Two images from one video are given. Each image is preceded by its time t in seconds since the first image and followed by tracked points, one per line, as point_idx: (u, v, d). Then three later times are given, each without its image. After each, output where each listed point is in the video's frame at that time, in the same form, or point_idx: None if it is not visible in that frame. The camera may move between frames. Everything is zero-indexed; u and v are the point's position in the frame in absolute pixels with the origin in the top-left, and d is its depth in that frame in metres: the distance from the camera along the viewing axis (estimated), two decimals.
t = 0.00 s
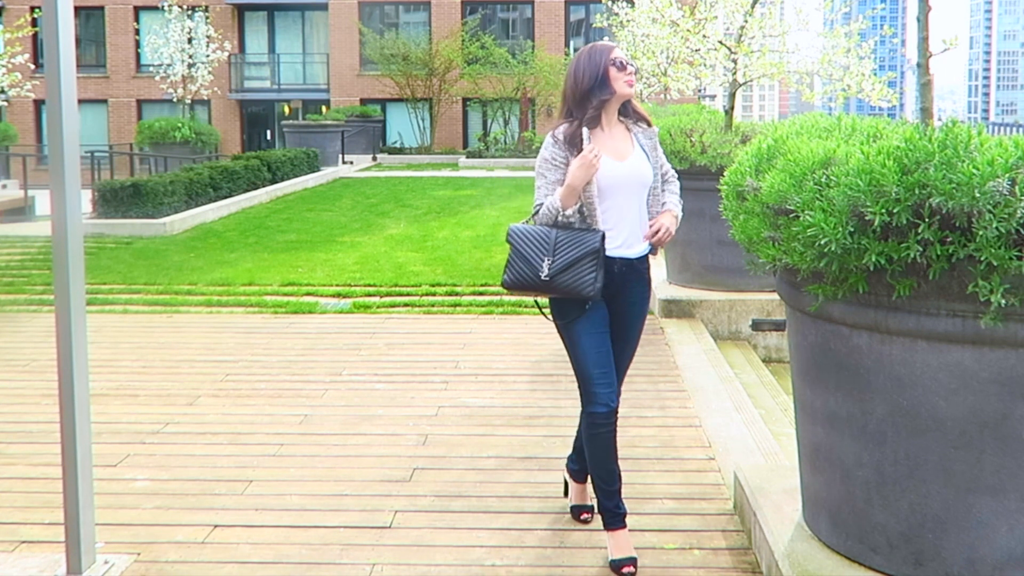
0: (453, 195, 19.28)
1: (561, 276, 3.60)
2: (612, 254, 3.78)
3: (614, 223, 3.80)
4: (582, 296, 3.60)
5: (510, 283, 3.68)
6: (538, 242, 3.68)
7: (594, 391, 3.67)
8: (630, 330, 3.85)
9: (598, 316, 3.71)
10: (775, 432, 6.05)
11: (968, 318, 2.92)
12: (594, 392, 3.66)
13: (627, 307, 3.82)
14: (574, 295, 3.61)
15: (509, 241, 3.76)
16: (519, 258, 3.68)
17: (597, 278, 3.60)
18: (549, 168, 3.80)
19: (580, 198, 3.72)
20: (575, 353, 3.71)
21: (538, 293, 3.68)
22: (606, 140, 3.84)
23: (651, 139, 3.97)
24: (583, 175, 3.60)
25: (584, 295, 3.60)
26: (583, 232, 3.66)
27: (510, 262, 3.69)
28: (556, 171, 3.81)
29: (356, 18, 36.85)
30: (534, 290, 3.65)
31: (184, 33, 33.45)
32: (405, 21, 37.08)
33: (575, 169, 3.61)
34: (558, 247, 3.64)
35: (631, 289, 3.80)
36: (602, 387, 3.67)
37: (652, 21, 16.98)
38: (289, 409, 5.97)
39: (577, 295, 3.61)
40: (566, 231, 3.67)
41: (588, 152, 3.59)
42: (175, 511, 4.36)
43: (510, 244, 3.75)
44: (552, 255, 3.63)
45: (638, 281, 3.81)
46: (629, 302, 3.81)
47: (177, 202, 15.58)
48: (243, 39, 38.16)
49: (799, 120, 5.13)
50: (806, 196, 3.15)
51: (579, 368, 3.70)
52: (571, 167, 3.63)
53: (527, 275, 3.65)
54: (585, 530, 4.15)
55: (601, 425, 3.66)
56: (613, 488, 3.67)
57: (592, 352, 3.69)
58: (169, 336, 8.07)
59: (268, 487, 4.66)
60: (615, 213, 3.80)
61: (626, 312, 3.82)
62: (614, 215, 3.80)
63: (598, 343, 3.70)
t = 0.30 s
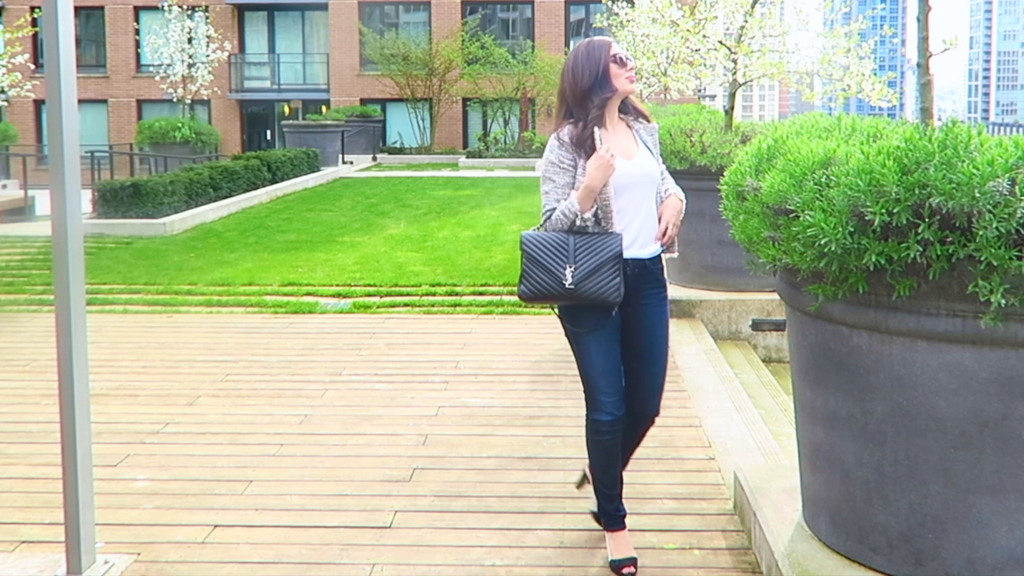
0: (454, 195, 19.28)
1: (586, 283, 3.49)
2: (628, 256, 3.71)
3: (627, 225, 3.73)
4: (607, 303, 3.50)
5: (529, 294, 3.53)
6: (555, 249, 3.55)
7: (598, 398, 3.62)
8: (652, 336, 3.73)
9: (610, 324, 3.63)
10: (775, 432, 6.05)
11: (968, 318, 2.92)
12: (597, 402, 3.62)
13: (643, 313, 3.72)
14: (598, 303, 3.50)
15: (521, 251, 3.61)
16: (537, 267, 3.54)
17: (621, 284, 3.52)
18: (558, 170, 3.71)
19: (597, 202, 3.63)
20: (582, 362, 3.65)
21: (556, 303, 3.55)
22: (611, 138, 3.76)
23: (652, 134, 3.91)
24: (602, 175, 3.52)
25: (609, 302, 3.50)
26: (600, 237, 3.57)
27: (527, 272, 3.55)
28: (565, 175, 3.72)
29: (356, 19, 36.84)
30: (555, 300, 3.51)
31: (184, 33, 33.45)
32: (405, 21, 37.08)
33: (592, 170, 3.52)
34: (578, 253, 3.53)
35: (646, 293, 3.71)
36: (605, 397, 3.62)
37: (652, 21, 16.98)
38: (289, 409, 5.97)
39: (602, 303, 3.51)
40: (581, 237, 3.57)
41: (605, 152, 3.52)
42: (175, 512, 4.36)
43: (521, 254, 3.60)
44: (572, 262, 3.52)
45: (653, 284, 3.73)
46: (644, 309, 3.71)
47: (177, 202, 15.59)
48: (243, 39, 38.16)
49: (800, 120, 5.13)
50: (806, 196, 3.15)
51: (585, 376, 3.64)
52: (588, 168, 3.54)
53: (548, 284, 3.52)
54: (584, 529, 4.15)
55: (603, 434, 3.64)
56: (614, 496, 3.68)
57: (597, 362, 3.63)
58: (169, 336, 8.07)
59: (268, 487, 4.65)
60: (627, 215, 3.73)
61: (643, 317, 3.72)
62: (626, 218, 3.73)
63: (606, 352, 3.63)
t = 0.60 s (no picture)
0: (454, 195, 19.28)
1: (585, 288, 3.43)
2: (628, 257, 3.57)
3: (628, 228, 3.60)
4: (607, 309, 3.43)
5: (528, 299, 3.48)
6: (555, 254, 3.48)
7: (593, 399, 3.57)
8: (652, 333, 3.56)
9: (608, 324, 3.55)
10: (775, 432, 6.05)
11: (968, 318, 2.92)
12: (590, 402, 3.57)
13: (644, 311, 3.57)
14: (598, 308, 3.44)
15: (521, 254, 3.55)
16: (536, 272, 3.48)
17: (621, 289, 3.43)
18: (558, 173, 3.62)
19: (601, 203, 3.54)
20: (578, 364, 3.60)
21: (556, 308, 3.49)
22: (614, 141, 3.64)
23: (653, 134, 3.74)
24: (605, 179, 3.43)
25: (609, 307, 3.43)
26: (602, 241, 3.49)
27: (527, 276, 3.49)
28: (565, 177, 3.62)
29: (356, 19, 36.84)
30: (554, 305, 3.46)
31: (184, 33, 33.45)
32: (405, 21, 37.08)
33: (594, 173, 3.43)
34: (578, 258, 3.46)
35: (647, 291, 3.58)
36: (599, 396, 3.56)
37: (652, 22, 16.98)
38: (289, 409, 5.97)
39: (601, 308, 3.44)
40: (583, 240, 3.50)
41: (608, 157, 3.42)
42: (175, 512, 4.36)
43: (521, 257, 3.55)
44: (572, 267, 3.45)
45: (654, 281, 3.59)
46: (644, 306, 3.58)
47: (177, 202, 15.59)
48: (243, 39, 38.17)
49: (800, 120, 5.14)
50: (806, 196, 3.14)
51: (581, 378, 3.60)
52: (591, 171, 3.45)
53: (547, 289, 3.46)
54: (584, 529, 4.15)
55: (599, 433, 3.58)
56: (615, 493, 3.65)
57: (591, 362, 3.56)
58: (169, 336, 8.07)
59: (268, 487, 4.66)
60: (627, 216, 3.61)
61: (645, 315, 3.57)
62: (626, 219, 3.61)
63: (601, 353, 3.56)
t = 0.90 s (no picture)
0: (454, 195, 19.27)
1: (569, 297, 3.42)
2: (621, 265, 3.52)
3: (624, 235, 3.55)
4: (591, 317, 3.42)
5: (514, 302, 3.50)
6: (543, 258, 3.48)
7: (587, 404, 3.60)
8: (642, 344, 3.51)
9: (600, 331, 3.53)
10: (775, 432, 6.05)
11: (968, 318, 2.92)
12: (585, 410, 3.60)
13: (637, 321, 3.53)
14: (583, 316, 3.43)
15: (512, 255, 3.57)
16: (524, 276, 3.50)
17: (607, 298, 3.41)
18: (552, 176, 3.60)
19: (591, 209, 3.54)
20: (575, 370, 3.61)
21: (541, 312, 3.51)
22: (614, 145, 3.58)
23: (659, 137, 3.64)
24: (595, 186, 3.37)
25: (593, 315, 3.42)
26: (592, 248, 3.47)
27: (515, 280, 3.51)
28: (559, 181, 3.61)
29: (356, 19, 36.83)
30: (539, 309, 3.47)
31: (184, 33, 33.43)
32: (405, 21, 37.08)
33: (584, 179, 3.37)
34: (565, 264, 3.45)
35: (641, 300, 3.53)
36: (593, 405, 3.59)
37: (651, 21, 16.98)
38: (289, 409, 5.97)
39: (586, 316, 3.43)
40: (573, 245, 3.48)
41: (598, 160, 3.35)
42: (175, 511, 4.36)
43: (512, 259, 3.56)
44: (559, 274, 3.45)
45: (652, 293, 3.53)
46: (637, 316, 3.53)
47: (176, 202, 15.59)
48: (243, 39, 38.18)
49: (801, 121, 5.14)
50: (806, 196, 3.14)
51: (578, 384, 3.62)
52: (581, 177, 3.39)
53: (532, 294, 3.47)
54: (584, 530, 4.15)
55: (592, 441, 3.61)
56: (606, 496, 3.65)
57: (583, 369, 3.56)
58: (169, 336, 8.07)
59: (268, 486, 4.66)
60: (621, 221, 3.56)
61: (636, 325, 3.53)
62: (621, 224, 3.56)
63: (593, 360, 3.55)
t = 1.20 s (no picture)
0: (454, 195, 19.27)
1: (553, 301, 3.39)
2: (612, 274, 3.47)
3: (619, 241, 3.49)
4: (575, 323, 3.37)
5: (498, 301, 3.50)
6: (530, 259, 3.46)
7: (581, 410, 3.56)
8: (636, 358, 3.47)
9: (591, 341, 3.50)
10: (775, 432, 6.05)
11: (968, 318, 2.92)
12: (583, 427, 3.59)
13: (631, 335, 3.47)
14: (567, 322, 3.39)
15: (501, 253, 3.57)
16: (509, 275, 3.49)
17: (594, 305, 3.36)
18: (548, 175, 3.58)
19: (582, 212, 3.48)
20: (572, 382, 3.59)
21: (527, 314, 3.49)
22: (614, 146, 3.55)
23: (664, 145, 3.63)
24: (587, 187, 3.34)
25: (578, 322, 3.37)
26: (581, 251, 3.42)
27: (501, 279, 3.50)
28: (555, 181, 3.58)
29: (356, 19, 36.84)
30: (522, 311, 3.47)
31: (184, 33, 33.45)
32: (405, 21, 37.08)
33: (577, 180, 3.34)
34: (552, 268, 3.42)
35: (636, 313, 3.47)
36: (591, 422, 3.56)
37: (652, 21, 16.98)
38: (289, 409, 5.97)
39: (570, 322, 3.39)
40: (562, 247, 3.44)
41: (594, 161, 3.32)
42: (175, 512, 4.36)
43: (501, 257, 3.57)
44: (544, 277, 3.42)
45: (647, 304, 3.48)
46: (632, 331, 3.48)
47: (176, 202, 15.59)
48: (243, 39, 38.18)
49: (801, 121, 5.14)
50: (806, 196, 3.14)
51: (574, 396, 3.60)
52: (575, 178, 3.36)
53: (516, 295, 3.47)
54: (584, 530, 4.15)
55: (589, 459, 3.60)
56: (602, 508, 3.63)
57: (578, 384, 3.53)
58: (169, 336, 8.07)
59: (268, 486, 4.66)
60: (613, 226, 3.51)
61: (631, 338, 3.47)
62: (617, 230, 3.50)
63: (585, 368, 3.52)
